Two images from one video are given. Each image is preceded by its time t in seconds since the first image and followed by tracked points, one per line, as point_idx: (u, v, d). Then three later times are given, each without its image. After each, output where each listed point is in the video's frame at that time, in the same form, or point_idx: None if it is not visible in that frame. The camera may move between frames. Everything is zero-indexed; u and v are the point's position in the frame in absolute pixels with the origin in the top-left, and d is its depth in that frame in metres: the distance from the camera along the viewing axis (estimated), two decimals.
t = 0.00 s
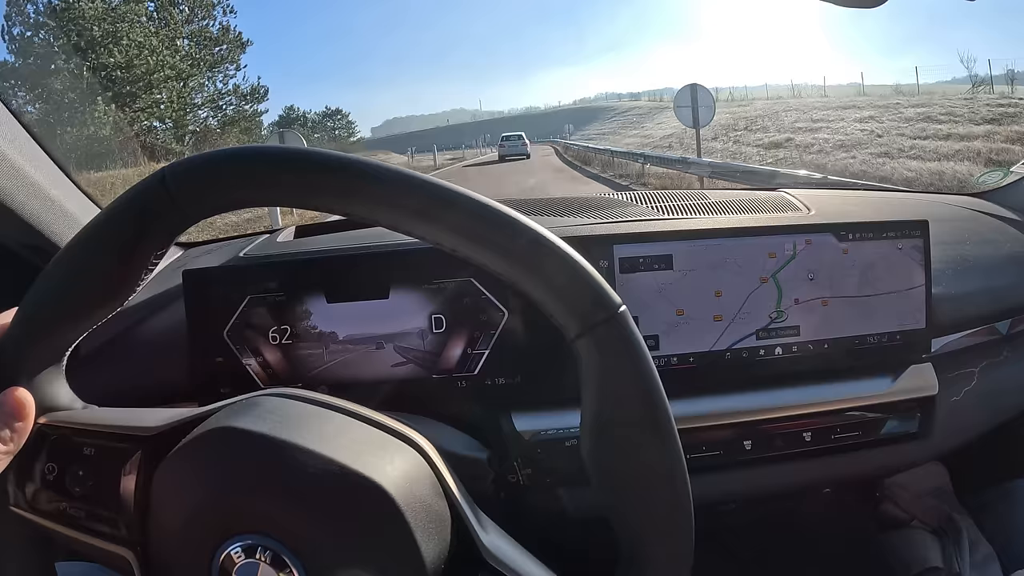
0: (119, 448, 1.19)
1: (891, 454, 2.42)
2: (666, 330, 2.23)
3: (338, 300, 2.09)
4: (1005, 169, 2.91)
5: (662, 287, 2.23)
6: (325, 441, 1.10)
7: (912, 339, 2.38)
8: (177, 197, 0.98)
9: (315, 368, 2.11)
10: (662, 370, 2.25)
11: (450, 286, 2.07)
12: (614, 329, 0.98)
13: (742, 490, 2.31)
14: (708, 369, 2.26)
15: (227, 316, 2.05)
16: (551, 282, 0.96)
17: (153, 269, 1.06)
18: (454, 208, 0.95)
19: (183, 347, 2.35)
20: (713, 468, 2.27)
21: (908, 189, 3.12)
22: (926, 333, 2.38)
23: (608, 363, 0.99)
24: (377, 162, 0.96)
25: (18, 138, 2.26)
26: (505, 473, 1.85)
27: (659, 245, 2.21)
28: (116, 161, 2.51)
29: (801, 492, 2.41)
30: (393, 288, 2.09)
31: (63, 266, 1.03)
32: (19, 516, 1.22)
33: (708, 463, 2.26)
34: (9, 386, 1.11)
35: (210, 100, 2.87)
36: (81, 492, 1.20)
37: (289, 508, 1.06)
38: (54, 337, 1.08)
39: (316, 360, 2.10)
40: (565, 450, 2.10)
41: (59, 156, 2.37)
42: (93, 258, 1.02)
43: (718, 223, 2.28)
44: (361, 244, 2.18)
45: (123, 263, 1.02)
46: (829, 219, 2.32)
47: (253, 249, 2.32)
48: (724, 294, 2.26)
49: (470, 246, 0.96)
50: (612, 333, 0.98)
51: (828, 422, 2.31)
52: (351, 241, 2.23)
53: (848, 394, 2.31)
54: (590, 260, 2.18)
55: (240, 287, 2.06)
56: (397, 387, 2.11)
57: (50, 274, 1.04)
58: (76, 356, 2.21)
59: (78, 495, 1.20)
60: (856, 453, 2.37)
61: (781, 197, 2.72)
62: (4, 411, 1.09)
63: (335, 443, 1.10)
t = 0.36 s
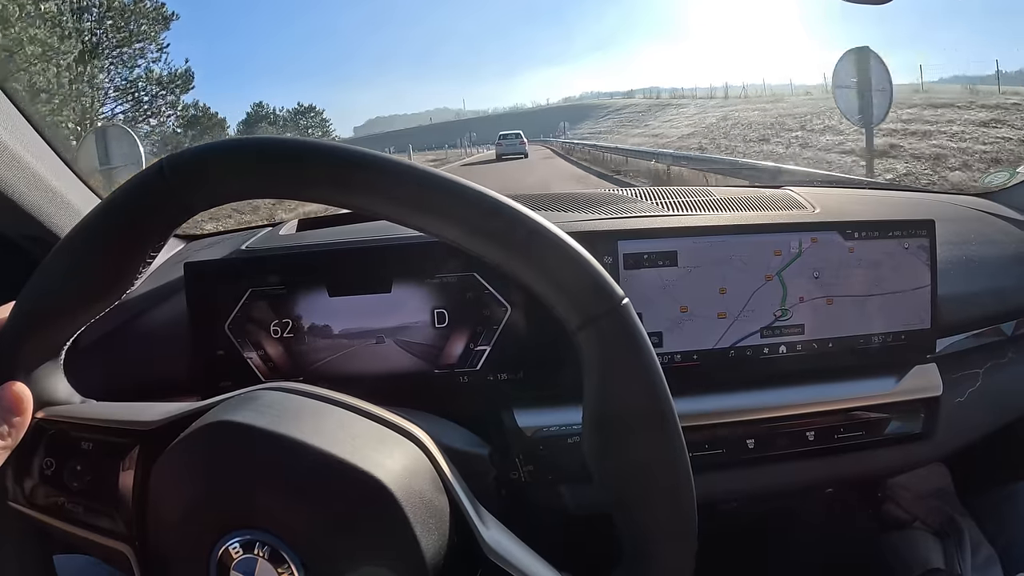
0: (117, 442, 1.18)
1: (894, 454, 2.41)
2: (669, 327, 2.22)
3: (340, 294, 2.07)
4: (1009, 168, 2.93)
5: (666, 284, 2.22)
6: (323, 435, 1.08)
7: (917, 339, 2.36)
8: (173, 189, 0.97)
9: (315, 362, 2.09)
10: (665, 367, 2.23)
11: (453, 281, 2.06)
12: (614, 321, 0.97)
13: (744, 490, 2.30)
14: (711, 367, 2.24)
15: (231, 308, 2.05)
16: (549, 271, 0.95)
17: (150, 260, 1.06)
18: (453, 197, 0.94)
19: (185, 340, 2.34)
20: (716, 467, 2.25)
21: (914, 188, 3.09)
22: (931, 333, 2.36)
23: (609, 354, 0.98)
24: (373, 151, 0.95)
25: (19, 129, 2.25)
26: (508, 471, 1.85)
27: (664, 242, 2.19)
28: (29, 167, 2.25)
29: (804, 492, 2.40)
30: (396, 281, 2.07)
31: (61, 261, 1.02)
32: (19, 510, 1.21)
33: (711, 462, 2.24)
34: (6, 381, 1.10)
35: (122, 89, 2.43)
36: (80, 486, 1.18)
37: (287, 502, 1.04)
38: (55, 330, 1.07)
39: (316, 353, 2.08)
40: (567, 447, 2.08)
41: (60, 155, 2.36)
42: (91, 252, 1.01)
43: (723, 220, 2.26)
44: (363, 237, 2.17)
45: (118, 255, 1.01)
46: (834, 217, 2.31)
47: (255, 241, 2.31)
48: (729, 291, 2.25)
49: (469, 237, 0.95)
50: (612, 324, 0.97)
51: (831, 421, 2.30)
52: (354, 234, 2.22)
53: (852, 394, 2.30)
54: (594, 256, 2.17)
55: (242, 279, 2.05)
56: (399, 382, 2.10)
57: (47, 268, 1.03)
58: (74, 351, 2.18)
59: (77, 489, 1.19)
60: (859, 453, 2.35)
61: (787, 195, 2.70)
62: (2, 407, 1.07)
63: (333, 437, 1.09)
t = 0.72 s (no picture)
0: (118, 451, 1.18)
1: (900, 454, 2.40)
2: (675, 325, 2.21)
3: (345, 290, 2.08)
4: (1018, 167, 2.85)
5: (672, 282, 2.21)
6: (326, 428, 1.09)
7: (923, 338, 2.35)
8: (176, 187, 0.97)
9: (323, 359, 2.09)
10: (671, 365, 2.23)
11: (460, 278, 2.06)
12: (609, 306, 0.97)
13: (749, 490, 2.29)
14: (718, 365, 2.24)
15: (236, 304, 2.05)
16: (540, 253, 0.95)
17: (149, 257, 1.05)
18: (446, 187, 0.94)
19: (191, 339, 2.34)
20: (721, 466, 2.25)
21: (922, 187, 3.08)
22: (937, 332, 2.35)
23: (606, 341, 0.98)
24: (371, 147, 0.95)
25: (26, 126, 2.26)
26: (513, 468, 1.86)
27: (670, 239, 2.19)
28: None
29: (809, 492, 2.39)
30: (402, 278, 2.07)
31: (65, 261, 1.01)
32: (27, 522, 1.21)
33: (716, 461, 2.24)
34: (9, 395, 1.10)
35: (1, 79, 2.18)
36: (87, 495, 1.19)
37: (291, 497, 1.04)
38: (64, 334, 1.07)
39: (324, 350, 2.08)
40: (573, 445, 2.08)
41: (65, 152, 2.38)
42: (94, 251, 1.00)
43: (730, 217, 2.26)
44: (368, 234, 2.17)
45: (121, 252, 1.01)
46: (842, 216, 2.30)
47: (262, 238, 2.31)
48: (735, 289, 2.24)
49: (464, 226, 0.95)
50: (607, 310, 0.97)
51: (837, 419, 2.29)
52: (360, 231, 2.22)
53: (857, 392, 2.29)
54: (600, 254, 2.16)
55: (247, 276, 2.05)
56: (406, 379, 2.10)
57: (51, 271, 1.02)
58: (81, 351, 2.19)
59: (84, 499, 1.19)
60: (865, 453, 2.34)
61: (793, 193, 2.69)
62: (5, 420, 1.08)
63: (335, 429, 1.09)
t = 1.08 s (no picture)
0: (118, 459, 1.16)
1: (909, 455, 2.37)
2: (684, 324, 2.20)
3: (352, 290, 2.08)
4: None
5: (682, 280, 2.20)
6: (326, 427, 1.08)
7: (933, 339, 2.33)
8: (177, 186, 0.96)
9: (332, 358, 2.10)
10: (680, 365, 2.21)
11: (467, 277, 2.05)
12: (602, 293, 0.94)
13: (757, 491, 2.27)
14: (727, 366, 2.22)
15: (240, 306, 2.03)
16: (535, 241, 0.94)
17: (145, 259, 1.03)
18: (439, 177, 0.93)
19: (197, 338, 2.34)
20: (730, 467, 2.23)
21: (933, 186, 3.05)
22: (948, 332, 2.33)
23: (603, 329, 0.96)
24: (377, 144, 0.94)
25: (31, 124, 2.25)
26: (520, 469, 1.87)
27: (679, 239, 2.18)
28: None
29: (818, 493, 2.37)
30: (409, 278, 2.07)
31: (67, 262, 1.00)
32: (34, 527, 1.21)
33: (724, 462, 2.23)
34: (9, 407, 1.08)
35: None
36: (91, 505, 1.18)
37: (294, 495, 1.03)
38: (68, 338, 1.06)
39: (332, 348, 2.09)
40: (582, 444, 2.07)
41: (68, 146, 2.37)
42: (95, 251, 0.99)
43: (739, 216, 2.24)
44: (376, 233, 2.17)
45: (114, 256, 1.00)
46: (851, 214, 2.29)
47: (269, 238, 2.30)
48: (744, 289, 2.23)
49: (457, 215, 0.94)
50: (599, 296, 0.94)
51: (846, 420, 2.27)
52: (367, 230, 2.21)
53: (866, 393, 2.27)
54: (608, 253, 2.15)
55: (250, 277, 2.03)
56: (414, 379, 2.09)
57: (53, 273, 1.00)
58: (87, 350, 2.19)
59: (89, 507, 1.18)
60: (874, 454, 2.32)
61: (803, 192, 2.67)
62: (6, 430, 1.05)
63: (335, 428, 1.08)
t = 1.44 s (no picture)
0: (131, 462, 1.17)
1: (921, 452, 2.36)
2: (696, 318, 2.20)
3: (366, 283, 2.09)
4: None
5: (695, 274, 2.20)
6: (335, 418, 1.08)
7: (946, 335, 2.32)
8: (187, 181, 0.94)
9: (346, 350, 2.11)
10: (693, 359, 2.22)
11: (481, 270, 2.06)
12: (608, 279, 0.92)
13: (768, 486, 2.27)
14: (739, 360, 2.22)
15: (255, 298, 2.05)
16: (539, 222, 0.92)
17: (150, 258, 1.02)
18: (450, 165, 0.91)
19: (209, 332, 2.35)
20: (741, 461, 2.23)
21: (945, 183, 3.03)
22: (960, 328, 2.32)
23: (611, 317, 0.93)
24: (403, 137, 0.93)
25: (45, 119, 2.27)
26: (534, 461, 1.86)
27: (693, 233, 2.18)
28: None
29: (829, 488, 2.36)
30: (423, 271, 2.08)
31: (76, 260, 0.98)
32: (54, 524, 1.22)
33: (735, 456, 2.22)
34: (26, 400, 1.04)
35: None
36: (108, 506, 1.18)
37: (310, 486, 1.03)
38: (81, 340, 1.03)
39: (346, 339, 2.09)
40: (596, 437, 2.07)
41: (82, 142, 2.39)
42: (106, 248, 0.97)
43: (752, 211, 2.23)
44: (389, 227, 2.17)
45: (120, 253, 0.98)
46: (864, 209, 2.28)
47: (283, 231, 2.31)
48: (757, 283, 2.23)
49: (459, 200, 0.92)
50: (605, 283, 0.92)
51: (858, 416, 2.27)
52: (380, 224, 2.22)
53: (878, 388, 2.27)
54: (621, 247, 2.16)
55: (266, 270, 2.05)
56: (426, 372, 2.09)
57: (64, 271, 0.98)
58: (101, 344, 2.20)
59: (106, 508, 1.19)
60: (886, 450, 2.31)
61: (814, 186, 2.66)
62: (32, 416, 0.99)
63: (346, 419, 1.08)
